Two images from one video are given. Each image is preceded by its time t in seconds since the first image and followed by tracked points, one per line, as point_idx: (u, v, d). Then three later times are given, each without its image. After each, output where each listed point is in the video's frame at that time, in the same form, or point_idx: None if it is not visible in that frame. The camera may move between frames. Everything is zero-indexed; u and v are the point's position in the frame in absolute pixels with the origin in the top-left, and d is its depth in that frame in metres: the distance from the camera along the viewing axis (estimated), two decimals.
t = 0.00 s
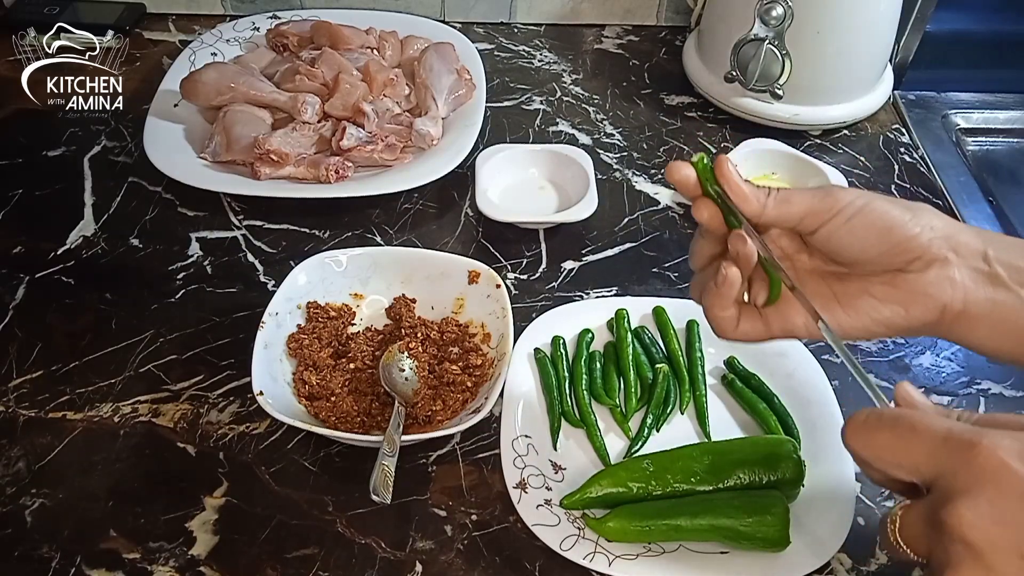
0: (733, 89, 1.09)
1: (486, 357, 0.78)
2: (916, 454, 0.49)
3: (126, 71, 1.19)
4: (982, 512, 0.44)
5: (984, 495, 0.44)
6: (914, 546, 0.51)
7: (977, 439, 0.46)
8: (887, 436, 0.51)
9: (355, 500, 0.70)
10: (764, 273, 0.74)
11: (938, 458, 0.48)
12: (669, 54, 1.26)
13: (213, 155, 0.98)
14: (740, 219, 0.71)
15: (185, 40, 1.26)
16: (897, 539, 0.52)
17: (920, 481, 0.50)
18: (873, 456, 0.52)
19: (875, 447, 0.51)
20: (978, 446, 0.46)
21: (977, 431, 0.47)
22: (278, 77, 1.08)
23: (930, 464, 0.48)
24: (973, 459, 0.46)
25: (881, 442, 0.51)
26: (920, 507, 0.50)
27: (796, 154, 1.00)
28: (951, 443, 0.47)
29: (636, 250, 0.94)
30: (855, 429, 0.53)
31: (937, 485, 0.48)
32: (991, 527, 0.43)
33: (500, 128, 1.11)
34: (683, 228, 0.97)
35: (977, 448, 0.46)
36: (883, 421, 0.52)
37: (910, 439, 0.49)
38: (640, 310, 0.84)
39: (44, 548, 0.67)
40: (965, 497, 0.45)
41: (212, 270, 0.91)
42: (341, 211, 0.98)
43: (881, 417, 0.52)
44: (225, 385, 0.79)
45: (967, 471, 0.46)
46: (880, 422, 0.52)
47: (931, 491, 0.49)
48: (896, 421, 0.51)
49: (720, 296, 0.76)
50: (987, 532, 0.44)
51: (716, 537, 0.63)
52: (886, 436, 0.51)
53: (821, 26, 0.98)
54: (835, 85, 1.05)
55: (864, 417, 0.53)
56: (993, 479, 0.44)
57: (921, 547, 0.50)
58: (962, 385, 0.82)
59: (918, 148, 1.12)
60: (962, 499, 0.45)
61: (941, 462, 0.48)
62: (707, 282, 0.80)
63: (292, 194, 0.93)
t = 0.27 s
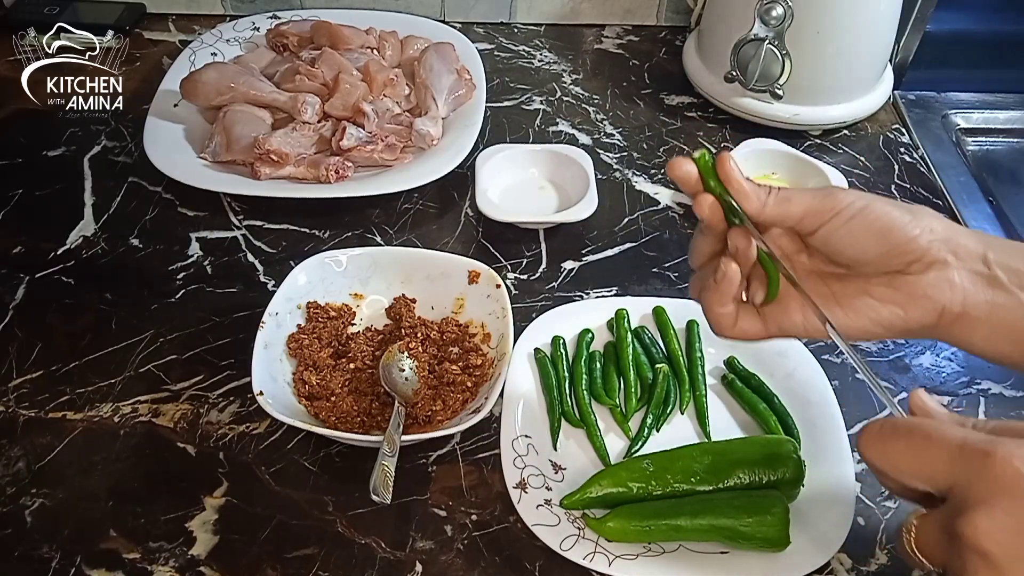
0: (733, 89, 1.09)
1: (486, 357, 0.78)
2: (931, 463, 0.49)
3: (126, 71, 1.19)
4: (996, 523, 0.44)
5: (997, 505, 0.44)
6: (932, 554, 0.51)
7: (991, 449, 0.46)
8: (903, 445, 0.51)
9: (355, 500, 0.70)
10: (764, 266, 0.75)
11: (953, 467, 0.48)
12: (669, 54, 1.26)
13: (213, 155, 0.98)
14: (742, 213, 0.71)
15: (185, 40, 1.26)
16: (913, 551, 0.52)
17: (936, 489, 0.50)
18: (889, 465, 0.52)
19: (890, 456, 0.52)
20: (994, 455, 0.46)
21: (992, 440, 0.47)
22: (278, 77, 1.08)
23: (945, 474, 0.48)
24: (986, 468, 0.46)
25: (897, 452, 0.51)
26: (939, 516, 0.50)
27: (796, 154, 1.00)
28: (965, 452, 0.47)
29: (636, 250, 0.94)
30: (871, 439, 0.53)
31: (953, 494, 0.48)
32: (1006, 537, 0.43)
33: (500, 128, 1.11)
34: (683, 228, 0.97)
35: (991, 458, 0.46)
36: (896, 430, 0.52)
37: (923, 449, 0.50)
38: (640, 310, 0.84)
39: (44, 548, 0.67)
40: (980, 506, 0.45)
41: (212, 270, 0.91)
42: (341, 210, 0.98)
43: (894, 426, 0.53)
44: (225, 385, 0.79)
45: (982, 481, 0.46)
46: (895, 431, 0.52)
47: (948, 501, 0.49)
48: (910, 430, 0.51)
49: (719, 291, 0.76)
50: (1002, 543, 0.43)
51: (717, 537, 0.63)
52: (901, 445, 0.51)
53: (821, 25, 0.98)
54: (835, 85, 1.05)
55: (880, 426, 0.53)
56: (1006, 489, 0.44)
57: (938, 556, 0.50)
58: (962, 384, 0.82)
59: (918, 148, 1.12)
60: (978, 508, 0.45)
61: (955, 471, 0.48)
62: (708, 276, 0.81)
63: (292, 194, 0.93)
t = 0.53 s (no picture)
0: (733, 89, 1.09)
1: (486, 357, 0.78)
2: (953, 470, 0.50)
3: (126, 71, 1.19)
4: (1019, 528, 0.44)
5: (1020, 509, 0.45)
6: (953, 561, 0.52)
7: (1013, 455, 0.47)
8: (924, 451, 0.52)
9: (355, 500, 0.70)
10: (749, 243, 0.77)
11: (974, 474, 0.49)
12: (669, 54, 1.26)
13: (213, 155, 0.98)
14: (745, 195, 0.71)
15: (185, 40, 1.26)
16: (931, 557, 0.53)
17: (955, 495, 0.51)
18: (907, 470, 0.52)
19: (909, 461, 0.52)
20: (1016, 461, 0.47)
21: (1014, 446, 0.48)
22: (278, 77, 1.08)
23: (967, 480, 0.49)
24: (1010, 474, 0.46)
25: (917, 458, 0.52)
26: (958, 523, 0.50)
27: (796, 154, 1.00)
28: (987, 459, 0.48)
29: (636, 250, 0.94)
30: (892, 444, 0.53)
31: (975, 501, 0.49)
32: None
33: (500, 128, 1.11)
34: (683, 228, 0.97)
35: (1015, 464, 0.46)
36: (913, 437, 0.53)
37: (944, 456, 0.50)
38: (640, 311, 0.84)
39: (44, 548, 0.67)
40: (1003, 512, 0.46)
41: (212, 270, 0.91)
42: (341, 210, 0.98)
43: (913, 432, 0.53)
44: (225, 385, 0.79)
45: (1004, 487, 0.46)
46: (913, 438, 0.53)
47: (969, 508, 0.49)
48: (931, 437, 0.52)
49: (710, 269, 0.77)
50: None
51: (717, 537, 0.63)
52: (921, 451, 0.52)
53: (821, 25, 0.98)
54: (835, 86, 1.05)
55: (900, 434, 0.54)
56: None
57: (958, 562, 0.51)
58: (962, 384, 0.82)
59: (917, 148, 1.12)
60: (1002, 514, 0.45)
61: (977, 478, 0.48)
62: (700, 254, 0.80)
63: (292, 194, 0.93)
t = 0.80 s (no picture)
0: (733, 89, 1.09)
1: (486, 357, 0.78)
2: (914, 484, 0.51)
3: (126, 71, 1.19)
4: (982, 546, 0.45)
5: (984, 529, 0.45)
6: None
7: (976, 470, 0.48)
8: (886, 467, 0.52)
9: (355, 500, 0.70)
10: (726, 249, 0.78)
11: (936, 489, 0.49)
12: (669, 54, 1.26)
13: (213, 155, 0.98)
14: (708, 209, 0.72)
15: (185, 40, 1.26)
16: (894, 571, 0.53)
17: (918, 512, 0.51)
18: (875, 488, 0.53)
19: (874, 478, 0.53)
20: (981, 476, 0.47)
21: (977, 461, 0.48)
22: (278, 77, 1.08)
23: (929, 495, 0.50)
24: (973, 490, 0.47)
25: (880, 474, 0.52)
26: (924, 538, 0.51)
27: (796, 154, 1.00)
28: (949, 474, 0.49)
29: (636, 250, 0.94)
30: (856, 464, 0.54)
31: (939, 516, 0.49)
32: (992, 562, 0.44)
33: (500, 128, 1.11)
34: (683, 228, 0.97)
35: (977, 481, 0.47)
36: (878, 450, 0.53)
37: (908, 472, 0.51)
38: (640, 311, 0.84)
39: (44, 549, 0.67)
40: (969, 531, 0.46)
41: (212, 270, 0.91)
42: (341, 211, 0.98)
43: (877, 447, 0.54)
44: (225, 385, 0.79)
45: (967, 503, 0.47)
46: (878, 452, 0.53)
47: (935, 523, 0.50)
48: (894, 450, 0.52)
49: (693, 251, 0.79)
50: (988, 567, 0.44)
51: (717, 537, 0.63)
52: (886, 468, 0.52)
53: (821, 25, 0.98)
54: (835, 86, 1.05)
55: (865, 451, 0.54)
56: (991, 512, 0.45)
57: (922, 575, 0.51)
58: (962, 384, 0.82)
59: (917, 148, 1.12)
60: (966, 532, 0.46)
61: (940, 494, 0.49)
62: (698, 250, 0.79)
63: (292, 194, 0.93)
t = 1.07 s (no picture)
0: (733, 89, 1.09)
1: (486, 357, 0.78)
2: (921, 477, 0.53)
3: (126, 71, 1.19)
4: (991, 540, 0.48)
5: (992, 523, 0.49)
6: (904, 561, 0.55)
7: (984, 465, 0.51)
8: (892, 459, 0.54)
9: (355, 500, 0.70)
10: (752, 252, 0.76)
11: (941, 482, 0.52)
12: (669, 54, 1.26)
13: (213, 155, 0.98)
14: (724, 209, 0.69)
15: (185, 40, 1.26)
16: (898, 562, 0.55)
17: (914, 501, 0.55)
18: (880, 479, 0.55)
19: (880, 470, 0.55)
20: (986, 470, 0.50)
21: (981, 455, 0.52)
22: (278, 77, 1.08)
23: (936, 488, 0.52)
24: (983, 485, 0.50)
25: (885, 467, 0.55)
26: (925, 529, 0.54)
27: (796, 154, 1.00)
28: (957, 468, 0.52)
29: (636, 250, 0.94)
30: (861, 453, 0.56)
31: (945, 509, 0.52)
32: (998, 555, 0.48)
33: (500, 128, 1.11)
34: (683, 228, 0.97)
35: (986, 476, 0.50)
36: (882, 442, 0.56)
37: (915, 466, 0.53)
38: (640, 311, 0.84)
39: (44, 549, 0.67)
40: (973, 525, 0.50)
41: (212, 270, 0.91)
42: (341, 211, 0.98)
43: (884, 439, 0.56)
44: (225, 385, 0.79)
45: (975, 497, 0.50)
46: (882, 443, 0.56)
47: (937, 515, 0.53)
48: (901, 444, 0.55)
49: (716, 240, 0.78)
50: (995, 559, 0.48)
51: (717, 537, 0.64)
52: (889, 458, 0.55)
53: (821, 25, 0.98)
54: (835, 85, 1.04)
55: (867, 442, 0.56)
56: (1000, 507, 0.49)
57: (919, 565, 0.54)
58: (962, 384, 0.82)
59: (918, 148, 1.12)
60: (972, 527, 0.49)
61: (947, 487, 0.52)
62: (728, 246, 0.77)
63: (292, 194, 0.93)
